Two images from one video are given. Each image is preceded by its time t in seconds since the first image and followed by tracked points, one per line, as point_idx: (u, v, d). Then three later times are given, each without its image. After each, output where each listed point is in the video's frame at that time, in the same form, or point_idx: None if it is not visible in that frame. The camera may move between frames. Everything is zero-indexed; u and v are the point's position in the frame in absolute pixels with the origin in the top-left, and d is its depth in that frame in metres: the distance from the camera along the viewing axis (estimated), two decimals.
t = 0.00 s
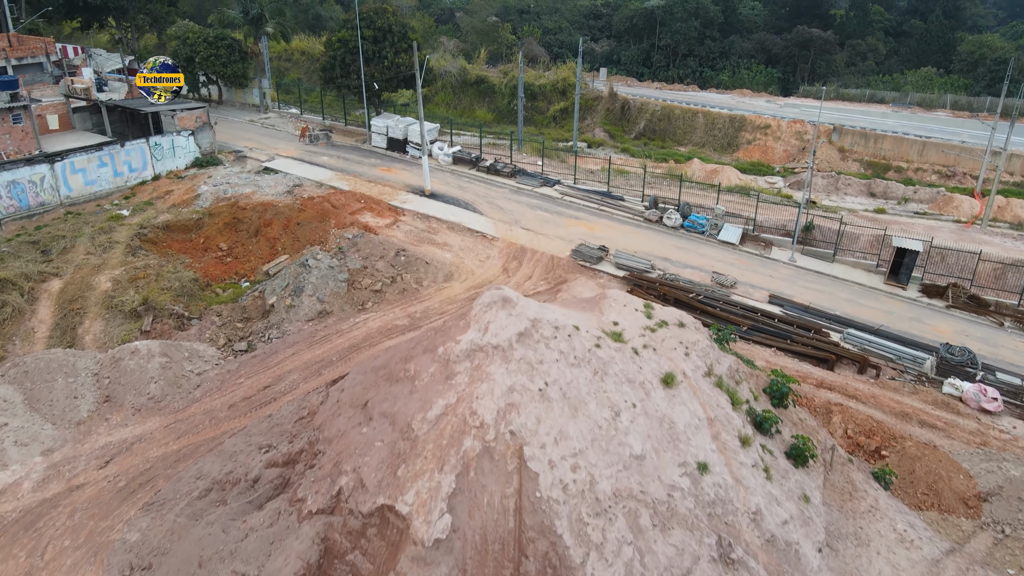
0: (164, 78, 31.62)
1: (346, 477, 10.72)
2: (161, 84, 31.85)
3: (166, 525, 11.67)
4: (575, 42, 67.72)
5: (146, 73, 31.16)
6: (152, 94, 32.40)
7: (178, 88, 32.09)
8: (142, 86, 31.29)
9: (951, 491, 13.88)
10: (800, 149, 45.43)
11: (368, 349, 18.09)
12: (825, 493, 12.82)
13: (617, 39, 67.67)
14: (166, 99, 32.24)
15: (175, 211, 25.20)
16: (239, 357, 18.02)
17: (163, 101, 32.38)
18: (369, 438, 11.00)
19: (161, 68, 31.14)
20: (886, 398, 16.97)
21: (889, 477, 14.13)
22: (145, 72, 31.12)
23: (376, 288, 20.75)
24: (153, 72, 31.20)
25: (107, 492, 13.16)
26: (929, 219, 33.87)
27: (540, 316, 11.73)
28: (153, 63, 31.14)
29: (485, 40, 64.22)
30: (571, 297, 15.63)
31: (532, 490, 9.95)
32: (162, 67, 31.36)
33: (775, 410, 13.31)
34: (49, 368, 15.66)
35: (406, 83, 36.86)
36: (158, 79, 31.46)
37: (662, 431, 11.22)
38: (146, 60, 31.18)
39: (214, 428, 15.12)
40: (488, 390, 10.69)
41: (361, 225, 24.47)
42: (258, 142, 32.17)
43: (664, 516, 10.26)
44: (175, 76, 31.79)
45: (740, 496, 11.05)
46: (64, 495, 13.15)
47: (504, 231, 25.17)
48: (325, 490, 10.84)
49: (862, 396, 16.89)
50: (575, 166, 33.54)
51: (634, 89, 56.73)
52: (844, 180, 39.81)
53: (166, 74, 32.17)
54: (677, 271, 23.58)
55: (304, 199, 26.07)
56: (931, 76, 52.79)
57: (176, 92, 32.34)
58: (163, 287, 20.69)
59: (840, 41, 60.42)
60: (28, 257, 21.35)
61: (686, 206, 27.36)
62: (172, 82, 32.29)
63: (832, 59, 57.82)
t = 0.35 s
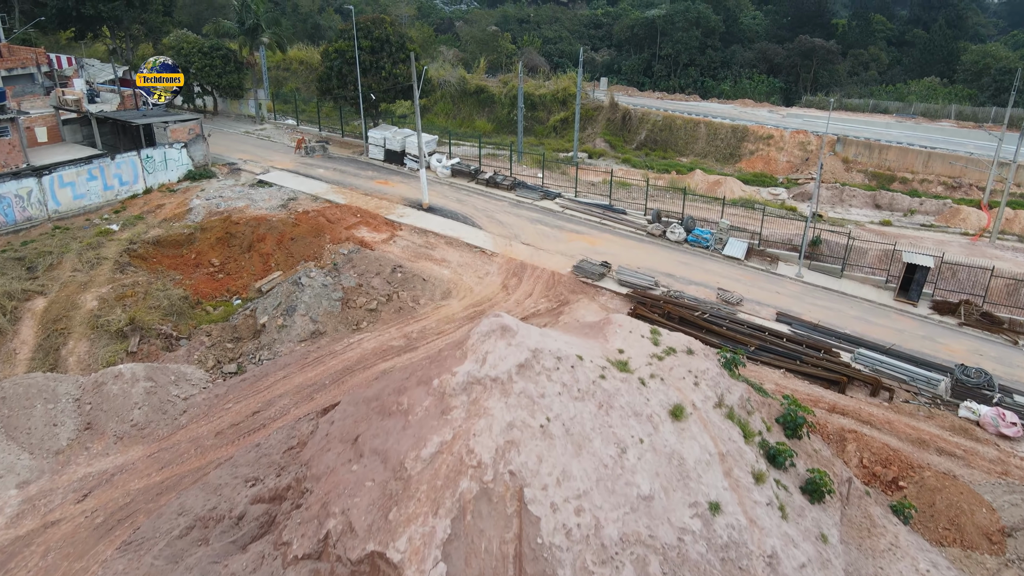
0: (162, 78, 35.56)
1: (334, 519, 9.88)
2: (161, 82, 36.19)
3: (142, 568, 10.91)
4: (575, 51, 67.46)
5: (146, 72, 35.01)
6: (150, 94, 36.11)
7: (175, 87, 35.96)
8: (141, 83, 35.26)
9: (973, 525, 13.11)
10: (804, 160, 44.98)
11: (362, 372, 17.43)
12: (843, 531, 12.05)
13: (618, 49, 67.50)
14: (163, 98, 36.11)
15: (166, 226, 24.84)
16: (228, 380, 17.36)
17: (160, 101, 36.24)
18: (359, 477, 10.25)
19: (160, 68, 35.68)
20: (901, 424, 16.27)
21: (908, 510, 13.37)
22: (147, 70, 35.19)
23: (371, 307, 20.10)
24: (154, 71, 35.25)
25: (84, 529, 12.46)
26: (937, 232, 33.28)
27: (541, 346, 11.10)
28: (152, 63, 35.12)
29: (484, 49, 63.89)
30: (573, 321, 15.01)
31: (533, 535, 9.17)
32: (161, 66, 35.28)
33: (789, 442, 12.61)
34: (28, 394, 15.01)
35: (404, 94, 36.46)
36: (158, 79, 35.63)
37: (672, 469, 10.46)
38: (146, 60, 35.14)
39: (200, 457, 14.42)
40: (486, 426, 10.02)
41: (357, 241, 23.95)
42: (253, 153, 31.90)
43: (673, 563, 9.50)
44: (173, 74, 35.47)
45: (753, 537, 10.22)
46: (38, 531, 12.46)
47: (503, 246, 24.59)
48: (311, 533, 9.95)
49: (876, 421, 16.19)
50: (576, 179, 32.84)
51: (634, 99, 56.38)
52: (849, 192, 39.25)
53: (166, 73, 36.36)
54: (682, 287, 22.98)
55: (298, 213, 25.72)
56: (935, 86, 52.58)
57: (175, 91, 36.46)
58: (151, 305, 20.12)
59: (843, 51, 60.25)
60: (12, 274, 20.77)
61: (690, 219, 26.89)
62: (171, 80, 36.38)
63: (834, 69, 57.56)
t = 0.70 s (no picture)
0: (164, 78, 37.41)
1: (322, 560, 9.08)
2: (161, 83, 37.30)
3: None
4: (575, 54, 66.98)
5: (147, 73, 37.07)
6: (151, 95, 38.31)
7: (176, 88, 37.84)
8: (143, 85, 37.27)
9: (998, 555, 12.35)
10: (808, 164, 44.57)
11: (356, 391, 16.91)
12: (865, 565, 11.28)
13: (619, 52, 67.17)
14: (164, 98, 38.32)
15: (157, 235, 24.33)
16: (217, 399, 16.74)
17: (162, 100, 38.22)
18: (349, 514, 9.55)
19: (162, 68, 36.81)
20: (918, 445, 15.59)
21: (928, 540, 12.57)
22: (147, 71, 37.00)
23: (367, 321, 19.89)
24: (155, 71, 37.01)
25: (61, 563, 11.83)
26: (944, 239, 32.71)
27: (543, 374, 10.57)
28: (154, 64, 36.95)
29: (483, 52, 63.43)
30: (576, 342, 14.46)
31: None
32: (162, 66, 37.01)
33: (804, 469, 11.94)
34: (5, 415, 14.19)
35: (402, 99, 36.07)
36: (158, 79, 37.44)
37: (682, 503, 9.70)
38: (147, 61, 36.94)
39: (185, 483, 13.78)
40: (485, 461, 9.41)
41: (353, 251, 23.76)
42: (246, 160, 32.21)
43: None
44: (174, 76, 37.40)
45: None
46: (13, 565, 11.83)
47: (503, 256, 24.45)
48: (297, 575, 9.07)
49: (892, 442, 15.51)
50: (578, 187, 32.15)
51: (636, 103, 55.98)
52: (854, 198, 38.65)
53: (166, 74, 37.38)
54: (686, 299, 22.60)
55: (293, 223, 25.67)
56: (940, 90, 52.28)
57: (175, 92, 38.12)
58: (139, 318, 19.49)
59: (846, 54, 59.90)
60: None
61: (694, 228, 26.47)
62: (172, 79, 37.35)
63: (837, 73, 57.18)
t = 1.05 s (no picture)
0: (163, 78, 36.98)
1: None
2: (162, 83, 37.04)
3: None
4: (576, 55, 66.43)
5: (147, 73, 36.88)
6: (153, 94, 38.11)
7: (175, 88, 37.36)
8: (143, 85, 37.38)
9: None
10: (812, 167, 44.25)
11: (350, 409, 16.36)
12: None
13: (619, 53, 66.73)
14: (165, 98, 38.08)
15: (147, 243, 23.84)
16: (206, 417, 16.15)
17: (163, 100, 37.94)
18: (337, 553, 8.82)
19: (161, 69, 36.38)
20: (935, 466, 14.99)
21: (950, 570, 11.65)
22: (147, 71, 36.83)
23: (361, 334, 19.62)
24: (154, 71, 36.69)
25: None
26: (951, 244, 32.14)
27: (545, 403, 10.01)
28: (154, 64, 36.65)
29: (483, 53, 62.87)
30: (579, 363, 13.95)
31: None
32: (161, 66, 36.60)
33: (820, 498, 11.33)
34: None
35: (401, 102, 35.66)
36: (159, 79, 37.10)
37: (694, 540, 9.03)
38: (148, 61, 36.77)
39: (170, 508, 13.16)
40: (483, 497, 8.76)
41: (349, 259, 23.86)
42: (240, 163, 32.47)
43: None
44: (172, 76, 36.82)
45: None
46: None
47: (502, 265, 25.13)
48: None
49: (907, 463, 15.00)
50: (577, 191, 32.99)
51: (637, 104, 55.61)
52: (859, 202, 38.04)
53: (167, 73, 36.94)
54: (691, 308, 22.66)
55: (287, 230, 25.45)
56: (945, 91, 51.85)
57: (175, 92, 37.66)
58: (126, 330, 18.89)
59: (849, 55, 59.50)
60: None
61: (699, 235, 26.44)
62: (171, 80, 37.01)
63: (841, 73, 56.69)
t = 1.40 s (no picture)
0: (164, 78, 36.11)
1: None
2: (163, 83, 36.12)
3: None
4: (576, 55, 65.76)
5: (147, 73, 35.83)
6: (153, 93, 37.30)
7: (176, 88, 36.61)
8: (142, 84, 36.35)
9: None
10: (815, 169, 43.92)
11: (343, 427, 15.79)
12: None
13: (620, 53, 66.31)
14: (166, 97, 37.25)
15: (136, 251, 23.37)
16: (193, 435, 15.62)
17: (163, 100, 37.13)
18: None
19: (162, 70, 35.45)
20: (953, 487, 14.42)
21: None
22: (146, 71, 35.74)
23: (356, 346, 19.03)
24: (154, 71, 35.68)
25: None
26: (959, 249, 31.46)
27: (547, 434, 9.46)
28: (153, 64, 35.58)
29: (482, 54, 62.36)
30: (581, 384, 13.46)
31: None
32: (160, 67, 35.56)
33: (837, 529, 10.69)
34: None
35: (398, 105, 35.26)
36: (158, 79, 36.19)
37: None
38: (147, 61, 35.64)
39: (152, 535, 12.58)
40: (479, 538, 8.14)
41: (344, 268, 23.42)
42: (232, 168, 31.73)
43: None
44: (171, 76, 35.91)
45: None
46: None
47: (503, 272, 25.12)
48: None
49: (925, 483, 14.47)
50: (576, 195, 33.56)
51: (638, 106, 55.13)
52: (864, 205, 37.43)
53: (168, 73, 35.98)
54: (696, 318, 22.46)
55: (280, 236, 24.86)
56: (950, 92, 51.49)
57: (176, 92, 36.89)
58: (112, 343, 18.30)
59: (853, 55, 59.25)
60: None
61: (703, 241, 26.42)
62: (172, 80, 36.13)
63: (844, 74, 56.33)
